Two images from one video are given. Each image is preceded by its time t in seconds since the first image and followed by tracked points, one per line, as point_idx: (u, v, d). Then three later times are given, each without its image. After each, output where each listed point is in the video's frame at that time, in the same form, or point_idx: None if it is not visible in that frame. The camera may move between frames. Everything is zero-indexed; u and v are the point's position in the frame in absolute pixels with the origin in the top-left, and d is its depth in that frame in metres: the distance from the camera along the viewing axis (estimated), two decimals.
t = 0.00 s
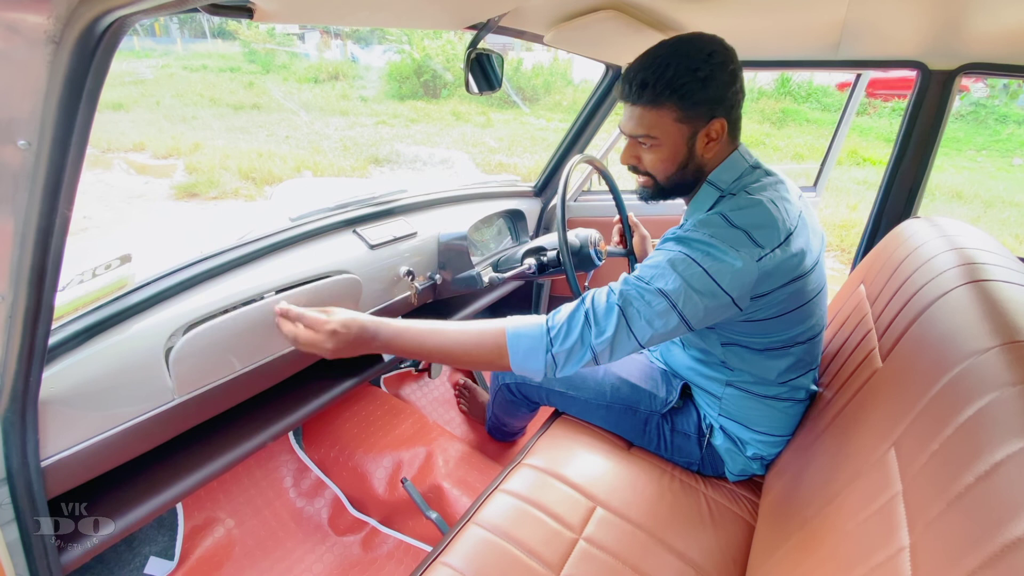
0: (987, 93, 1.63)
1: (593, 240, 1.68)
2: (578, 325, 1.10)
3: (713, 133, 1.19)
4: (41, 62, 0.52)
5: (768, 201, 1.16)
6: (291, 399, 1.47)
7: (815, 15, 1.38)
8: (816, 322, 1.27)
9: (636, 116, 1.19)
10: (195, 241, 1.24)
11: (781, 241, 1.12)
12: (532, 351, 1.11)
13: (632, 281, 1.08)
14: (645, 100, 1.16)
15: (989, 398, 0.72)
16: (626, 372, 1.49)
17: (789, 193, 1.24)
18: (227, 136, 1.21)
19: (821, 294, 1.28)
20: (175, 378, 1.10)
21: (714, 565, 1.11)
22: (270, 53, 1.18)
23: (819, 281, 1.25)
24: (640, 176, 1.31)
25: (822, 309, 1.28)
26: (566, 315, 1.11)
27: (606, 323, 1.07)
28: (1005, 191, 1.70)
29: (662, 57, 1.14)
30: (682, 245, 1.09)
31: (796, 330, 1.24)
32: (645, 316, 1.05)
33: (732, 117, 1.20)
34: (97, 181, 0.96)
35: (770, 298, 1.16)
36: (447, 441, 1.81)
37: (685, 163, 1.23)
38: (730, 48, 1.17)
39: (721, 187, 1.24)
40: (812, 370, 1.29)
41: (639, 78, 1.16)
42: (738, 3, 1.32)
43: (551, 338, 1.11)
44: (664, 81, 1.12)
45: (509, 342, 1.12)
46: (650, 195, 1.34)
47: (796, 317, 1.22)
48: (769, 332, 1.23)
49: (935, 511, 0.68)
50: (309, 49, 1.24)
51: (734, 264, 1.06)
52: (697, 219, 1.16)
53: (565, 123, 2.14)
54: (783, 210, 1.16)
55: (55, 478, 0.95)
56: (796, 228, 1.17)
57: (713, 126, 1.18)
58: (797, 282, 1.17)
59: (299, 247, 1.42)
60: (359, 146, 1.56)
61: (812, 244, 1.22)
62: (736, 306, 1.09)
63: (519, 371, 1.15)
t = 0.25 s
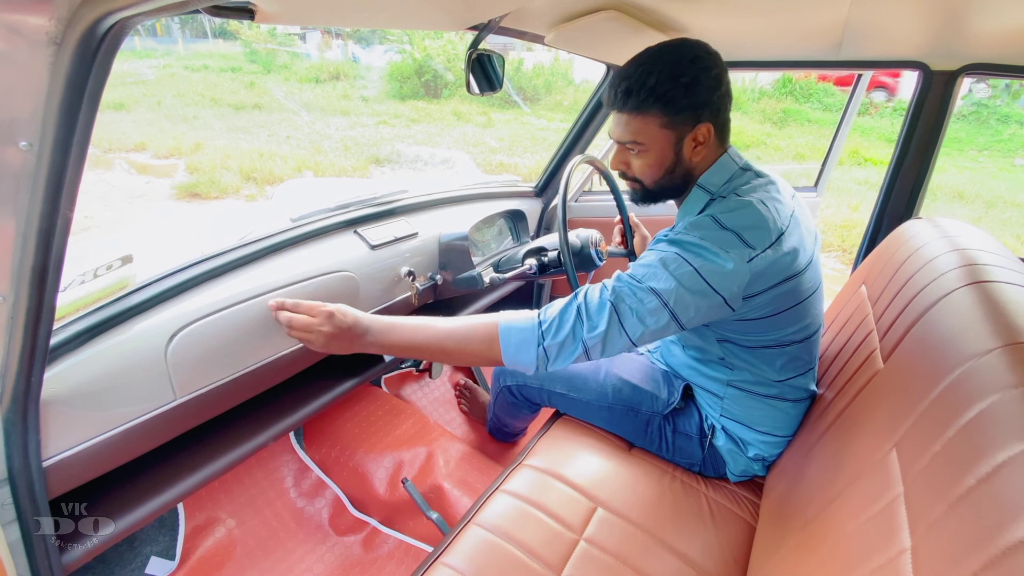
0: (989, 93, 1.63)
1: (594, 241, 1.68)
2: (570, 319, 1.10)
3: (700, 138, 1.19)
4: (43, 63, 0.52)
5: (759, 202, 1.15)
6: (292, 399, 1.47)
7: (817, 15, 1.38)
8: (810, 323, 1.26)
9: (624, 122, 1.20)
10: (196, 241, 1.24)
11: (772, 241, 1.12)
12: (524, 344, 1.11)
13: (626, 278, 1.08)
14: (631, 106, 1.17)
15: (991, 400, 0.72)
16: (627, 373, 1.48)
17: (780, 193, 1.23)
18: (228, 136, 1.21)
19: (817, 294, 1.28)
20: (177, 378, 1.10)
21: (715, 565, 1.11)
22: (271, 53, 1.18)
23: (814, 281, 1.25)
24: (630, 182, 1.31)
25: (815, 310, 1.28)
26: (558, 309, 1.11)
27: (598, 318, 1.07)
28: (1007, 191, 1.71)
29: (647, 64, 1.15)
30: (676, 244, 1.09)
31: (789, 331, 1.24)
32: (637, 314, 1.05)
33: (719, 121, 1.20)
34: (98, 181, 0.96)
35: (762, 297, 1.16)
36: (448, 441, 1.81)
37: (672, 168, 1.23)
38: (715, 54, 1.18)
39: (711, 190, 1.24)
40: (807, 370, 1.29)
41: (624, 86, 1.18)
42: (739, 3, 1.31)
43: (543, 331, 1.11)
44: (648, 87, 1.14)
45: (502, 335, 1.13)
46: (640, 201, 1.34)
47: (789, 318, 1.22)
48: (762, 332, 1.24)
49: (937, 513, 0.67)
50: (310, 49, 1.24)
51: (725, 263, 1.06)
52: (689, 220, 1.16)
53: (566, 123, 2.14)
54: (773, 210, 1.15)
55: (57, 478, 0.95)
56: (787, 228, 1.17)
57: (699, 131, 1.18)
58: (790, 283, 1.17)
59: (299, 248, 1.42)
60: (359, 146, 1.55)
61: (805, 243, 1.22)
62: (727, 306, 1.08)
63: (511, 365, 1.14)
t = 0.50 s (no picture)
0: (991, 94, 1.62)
1: (595, 240, 1.68)
2: (575, 317, 1.09)
3: (702, 136, 1.19)
4: (44, 63, 0.52)
5: (764, 201, 1.15)
6: (293, 398, 1.47)
7: (819, 15, 1.38)
8: (812, 325, 1.26)
9: (625, 120, 1.20)
10: (198, 241, 1.24)
11: (778, 241, 1.12)
12: (528, 343, 1.11)
13: (630, 276, 1.08)
14: (632, 104, 1.17)
15: (992, 400, 0.72)
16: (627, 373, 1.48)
17: (783, 192, 1.23)
18: (229, 136, 1.20)
19: (820, 294, 1.27)
20: (178, 378, 1.10)
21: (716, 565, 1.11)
22: (272, 53, 1.18)
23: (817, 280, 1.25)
24: (631, 180, 1.31)
25: (820, 309, 1.27)
26: (563, 307, 1.11)
27: (603, 316, 1.07)
28: (1008, 191, 1.69)
29: (649, 62, 1.15)
30: (681, 242, 1.09)
31: (794, 331, 1.24)
32: (643, 311, 1.05)
33: (721, 120, 1.20)
34: (99, 181, 0.96)
35: (767, 297, 1.16)
36: (448, 441, 1.82)
37: (673, 166, 1.23)
38: (719, 52, 1.18)
39: (715, 189, 1.23)
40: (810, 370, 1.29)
41: (626, 83, 1.17)
42: (740, 3, 1.31)
43: (547, 329, 1.11)
44: (650, 85, 1.14)
45: (506, 334, 1.12)
46: (641, 199, 1.34)
47: (794, 317, 1.22)
48: (767, 332, 1.24)
49: (938, 513, 0.67)
50: (311, 49, 1.24)
51: (731, 262, 1.06)
52: (693, 220, 1.16)
53: (567, 123, 2.14)
54: (778, 210, 1.15)
55: (58, 477, 0.95)
56: (792, 228, 1.17)
57: (702, 129, 1.18)
58: (795, 282, 1.17)
59: (300, 247, 1.42)
60: (360, 146, 1.55)
61: (809, 242, 1.22)
62: (733, 305, 1.08)
63: (514, 363, 1.14)
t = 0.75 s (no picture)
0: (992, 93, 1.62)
1: (595, 240, 1.68)
2: (577, 317, 1.09)
3: (698, 137, 1.19)
4: (45, 62, 0.52)
5: (764, 202, 1.15)
6: (294, 398, 1.47)
7: (819, 14, 1.38)
8: (812, 325, 1.26)
9: (622, 121, 1.20)
10: (198, 241, 1.24)
11: (777, 241, 1.12)
12: (529, 342, 1.11)
13: (632, 276, 1.08)
14: (628, 105, 1.17)
15: (992, 400, 0.72)
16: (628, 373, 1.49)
17: (782, 193, 1.23)
18: (229, 136, 1.20)
19: (820, 295, 1.27)
20: (178, 377, 1.10)
21: (716, 565, 1.11)
22: (273, 53, 1.17)
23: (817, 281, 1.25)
24: (629, 181, 1.31)
25: (819, 311, 1.27)
26: (564, 306, 1.11)
27: (605, 316, 1.07)
28: (1009, 191, 1.67)
29: (644, 63, 1.16)
30: (682, 242, 1.09)
31: (794, 331, 1.24)
32: (644, 311, 1.05)
33: (718, 121, 1.20)
34: (99, 181, 0.96)
35: (767, 298, 1.16)
36: (449, 440, 1.82)
37: (670, 167, 1.23)
38: (714, 54, 1.19)
39: (712, 191, 1.23)
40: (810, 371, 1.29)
41: (622, 84, 1.18)
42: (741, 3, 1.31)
43: (548, 329, 1.10)
44: (646, 85, 1.14)
45: (507, 334, 1.12)
46: (639, 201, 1.34)
47: (794, 317, 1.22)
48: (767, 332, 1.23)
49: (939, 513, 0.67)
50: (312, 49, 1.24)
51: (731, 262, 1.06)
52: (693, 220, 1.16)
53: (567, 123, 2.14)
54: (778, 211, 1.15)
55: (58, 476, 0.95)
56: (792, 228, 1.17)
57: (698, 130, 1.18)
58: (795, 283, 1.17)
59: (301, 247, 1.42)
60: (361, 146, 1.55)
61: (808, 243, 1.22)
62: (733, 305, 1.08)
63: (514, 364, 1.14)
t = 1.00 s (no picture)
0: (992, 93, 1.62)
1: (595, 240, 1.68)
2: (577, 319, 1.09)
3: (696, 133, 1.19)
4: (46, 63, 0.52)
5: (765, 204, 1.15)
6: (294, 398, 1.47)
7: (820, 14, 1.38)
8: (811, 325, 1.26)
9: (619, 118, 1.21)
10: (198, 241, 1.24)
11: (778, 244, 1.12)
12: (530, 344, 1.11)
13: (633, 278, 1.08)
14: (626, 101, 1.17)
15: (993, 400, 0.72)
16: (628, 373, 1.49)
17: (783, 194, 1.23)
18: (230, 136, 1.20)
19: (820, 296, 1.27)
20: (179, 377, 1.10)
21: (716, 565, 1.11)
22: (273, 53, 1.18)
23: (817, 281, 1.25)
24: (628, 180, 1.31)
25: (818, 312, 1.27)
26: (565, 308, 1.11)
27: (606, 318, 1.07)
28: (1010, 191, 1.68)
29: (641, 59, 1.16)
30: (683, 245, 1.09)
31: (794, 333, 1.24)
32: (645, 314, 1.05)
33: (715, 117, 1.20)
34: (100, 181, 0.96)
35: (768, 300, 1.16)
36: (449, 440, 1.82)
37: (669, 163, 1.23)
38: (710, 51, 1.19)
39: (712, 191, 1.23)
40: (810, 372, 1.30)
41: (619, 81, 1.18)
42: (741, 3, 1.31)
43: (549, 331, 1.11)
44: (642, 81, 1.14)
45: (507, 335, 1.12)
46: (639, 199, 1.34)
47: (795, 319, 1.22)
48: (768, 334, 1.23)
49: (940, 513, 0.67)
50: (312, 49, 1.24)
51: (732, 265, 1.06)
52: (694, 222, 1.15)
53: (567, 123, 2.14)
54: (779, 213, 1.15)
55: (59, 476, 0.95)
56: (793, 230, 1.16)
57: (696, 126, 1.18)
58: (795, 285, 1.17)
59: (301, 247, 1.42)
60: (361, 146, 1.55)
61: (809, 245, 1.22)
62: (734, 307, 1.08)
63: (515, 365, 1.14)
